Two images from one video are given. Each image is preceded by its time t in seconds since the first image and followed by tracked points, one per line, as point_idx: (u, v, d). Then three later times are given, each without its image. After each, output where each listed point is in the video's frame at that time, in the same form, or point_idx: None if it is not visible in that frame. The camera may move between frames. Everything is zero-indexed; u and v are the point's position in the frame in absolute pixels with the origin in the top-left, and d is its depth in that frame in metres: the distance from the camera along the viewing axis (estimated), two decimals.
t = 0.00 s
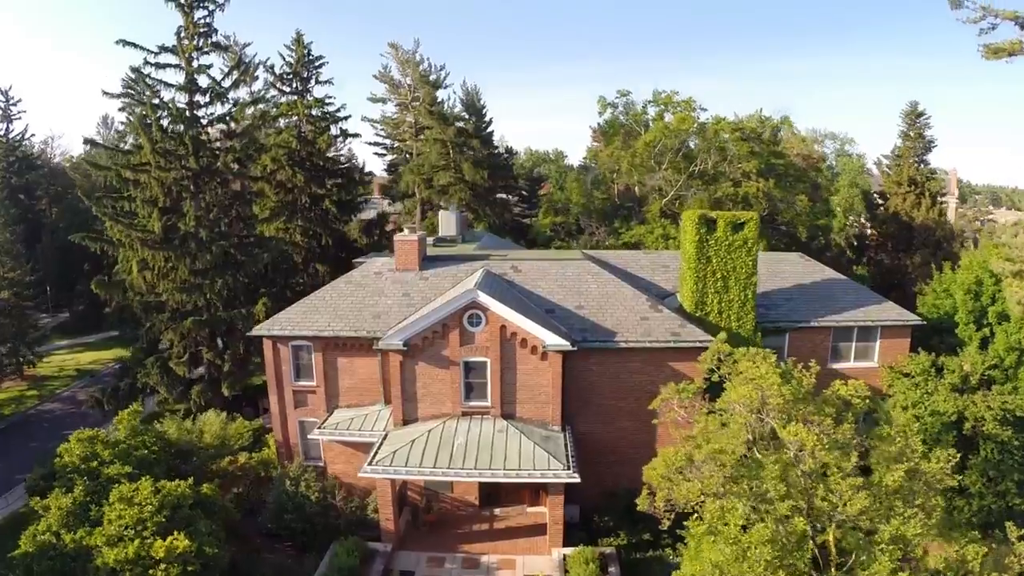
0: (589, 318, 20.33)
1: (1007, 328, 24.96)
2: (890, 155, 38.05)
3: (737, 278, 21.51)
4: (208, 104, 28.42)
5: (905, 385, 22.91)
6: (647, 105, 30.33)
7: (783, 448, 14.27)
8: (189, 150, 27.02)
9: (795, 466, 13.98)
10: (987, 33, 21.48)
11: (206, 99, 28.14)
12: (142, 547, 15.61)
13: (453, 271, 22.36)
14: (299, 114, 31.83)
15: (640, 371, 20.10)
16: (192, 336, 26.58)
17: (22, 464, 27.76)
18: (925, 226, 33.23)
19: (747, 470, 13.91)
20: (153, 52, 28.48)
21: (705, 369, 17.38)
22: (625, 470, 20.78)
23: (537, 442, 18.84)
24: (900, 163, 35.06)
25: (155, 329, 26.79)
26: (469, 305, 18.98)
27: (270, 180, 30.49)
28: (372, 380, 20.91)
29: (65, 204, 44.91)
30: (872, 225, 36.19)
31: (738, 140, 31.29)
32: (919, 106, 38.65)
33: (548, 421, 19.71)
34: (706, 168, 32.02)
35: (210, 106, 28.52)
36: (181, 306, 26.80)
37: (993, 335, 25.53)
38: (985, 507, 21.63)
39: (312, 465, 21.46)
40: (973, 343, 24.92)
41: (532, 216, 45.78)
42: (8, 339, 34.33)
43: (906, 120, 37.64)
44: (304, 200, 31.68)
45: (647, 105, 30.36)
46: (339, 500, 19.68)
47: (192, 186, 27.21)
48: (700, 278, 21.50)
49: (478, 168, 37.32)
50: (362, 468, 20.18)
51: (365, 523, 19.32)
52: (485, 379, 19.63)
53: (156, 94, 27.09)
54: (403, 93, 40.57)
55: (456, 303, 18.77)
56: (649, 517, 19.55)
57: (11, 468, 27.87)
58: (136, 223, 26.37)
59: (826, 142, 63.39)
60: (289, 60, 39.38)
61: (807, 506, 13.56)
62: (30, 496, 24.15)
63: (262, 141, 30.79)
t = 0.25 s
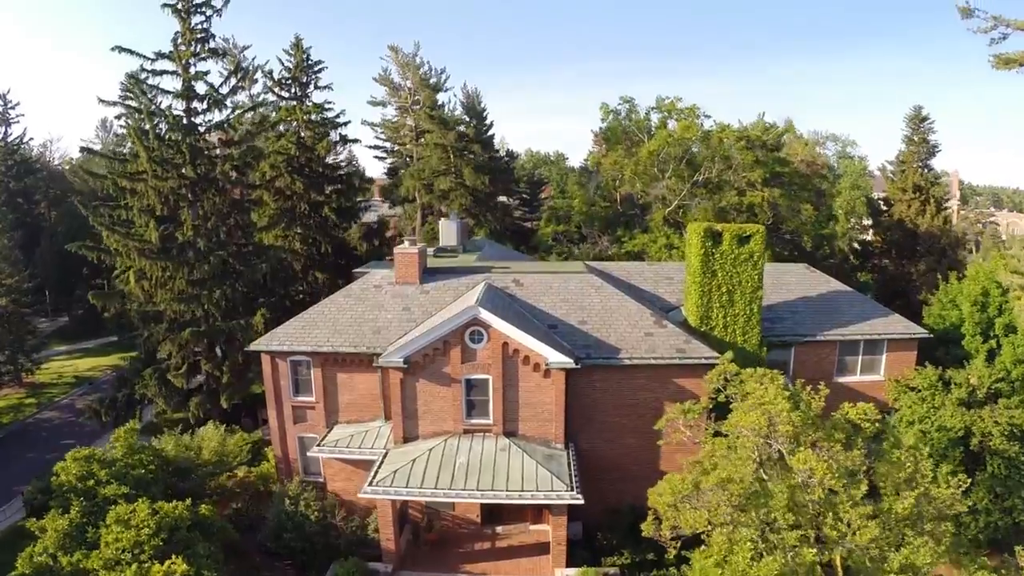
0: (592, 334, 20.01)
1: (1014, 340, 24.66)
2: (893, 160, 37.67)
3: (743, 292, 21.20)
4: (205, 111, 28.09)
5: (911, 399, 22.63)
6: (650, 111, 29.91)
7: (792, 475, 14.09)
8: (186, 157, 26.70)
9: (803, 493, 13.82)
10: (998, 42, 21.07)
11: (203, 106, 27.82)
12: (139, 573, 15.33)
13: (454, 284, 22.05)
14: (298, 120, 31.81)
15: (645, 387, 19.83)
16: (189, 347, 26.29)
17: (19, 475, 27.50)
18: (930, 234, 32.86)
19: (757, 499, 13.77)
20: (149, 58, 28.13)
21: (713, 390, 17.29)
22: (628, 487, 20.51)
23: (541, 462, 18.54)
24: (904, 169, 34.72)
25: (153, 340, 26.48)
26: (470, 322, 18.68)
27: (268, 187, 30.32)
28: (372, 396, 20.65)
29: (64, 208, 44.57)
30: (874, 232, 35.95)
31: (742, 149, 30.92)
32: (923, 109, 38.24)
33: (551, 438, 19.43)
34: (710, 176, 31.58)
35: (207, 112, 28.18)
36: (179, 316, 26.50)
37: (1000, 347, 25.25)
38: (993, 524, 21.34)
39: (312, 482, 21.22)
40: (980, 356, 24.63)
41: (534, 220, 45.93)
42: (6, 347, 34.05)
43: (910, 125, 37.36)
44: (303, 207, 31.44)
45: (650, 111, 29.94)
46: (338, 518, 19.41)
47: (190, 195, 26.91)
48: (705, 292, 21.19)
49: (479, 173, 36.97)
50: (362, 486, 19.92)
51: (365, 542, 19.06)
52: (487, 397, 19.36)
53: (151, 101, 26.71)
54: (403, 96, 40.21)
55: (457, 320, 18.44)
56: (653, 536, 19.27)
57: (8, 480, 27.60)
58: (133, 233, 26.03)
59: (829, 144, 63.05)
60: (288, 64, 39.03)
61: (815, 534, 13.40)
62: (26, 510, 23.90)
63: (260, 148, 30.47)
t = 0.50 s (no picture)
0: (595, 351, 19.76)
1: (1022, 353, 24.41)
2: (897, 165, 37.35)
3: (748, 308, 20.94)
4: (202, 119, 27.78)
5: (917, 413, 22.35)
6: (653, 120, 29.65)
7: (801, 505, 14.06)
8: (184, 166, 26.41)
9: (811, 524, 13.81)
10: (1009, 54, 20.75)
11: (200, 113, 27.50)
12: None
13: (455, 298, 21.77)
14: (297, 126, 31.48)
15: (649, 405, 19.61)
16: (187, 358, 26.03)
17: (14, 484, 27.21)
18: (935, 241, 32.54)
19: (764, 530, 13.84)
20: (146, 65, 27.83)
21: (721, 415, 17.32)
22: (632, 505, 20.29)
23: (544, 482, 18.32)
24: (908, 176, 34.42)
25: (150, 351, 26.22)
26: (472, 340, 18.44)
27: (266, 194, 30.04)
28: (373, 412, 20.41)
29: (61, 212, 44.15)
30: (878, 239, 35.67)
31: (748, 159, 31.15)
32: (926, 113, 37.90)
33: (554, 457, 19.21)
34: (714, 186, 31.54)
35: (204, 120, 27.88)
36: (177, 327, 26.23)
37: (1007, 360, 24.99)
38: (1001, 541, 21.10)
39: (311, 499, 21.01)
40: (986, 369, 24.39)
41: (533, 224, 46.29)
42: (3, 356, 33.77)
43: (914, 129, 37.02)
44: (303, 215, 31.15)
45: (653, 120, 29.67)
46: (338, 538, 19.18)
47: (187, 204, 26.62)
48: (711, 308, 20.92)
49: (480, 179, 36.66)
50: (362, 505, 19.70)
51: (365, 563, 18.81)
52: (490, 415, 19.13)
53: (148, 109, 26.39)
54: (403, 100, 39.87)
55: (458, 339, 18.19)
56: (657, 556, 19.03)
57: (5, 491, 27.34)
58: (130, 243, 25.73)
59: (829, 145, 62.80)
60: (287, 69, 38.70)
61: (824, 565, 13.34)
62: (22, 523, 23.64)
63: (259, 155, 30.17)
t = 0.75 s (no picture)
0: (598, 369, 19.48)
1: None
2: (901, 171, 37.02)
3: (754, 324, 20.64)
4: (200, 127, 27.43)
5: (924, 429, 22.06)
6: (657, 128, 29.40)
7: (811, 535, 13.77)
8: (181, 175, 26.08)
9: (821, 553, 13.50)
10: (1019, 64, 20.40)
11: (198, 121, 27.15)
12: None
13: (456, 313, 21.47)
14: (296, 132, 31.13)
15: (653, 424, 19.35)
16: (185, 370, 25.76)
17: (11, 496, 26.97)
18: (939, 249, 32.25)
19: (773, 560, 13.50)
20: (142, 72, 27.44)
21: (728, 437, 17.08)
22: (636, 524, 20.03)
23: (546, 503, 18.06)
24: (913, 182, 33.97)
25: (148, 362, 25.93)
26: (474, 360, 18.15)
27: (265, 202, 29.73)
28: (373, 430, 20.15)
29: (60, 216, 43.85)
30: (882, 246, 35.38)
31: (754, 169, 31.28)
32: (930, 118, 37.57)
33: (557, 477, 18.96)
34: (718, 196, 31.53)
35: (202, 128, 27.53)
36: (174, 339, 25.94)
37: (1014, 372, 24.69)
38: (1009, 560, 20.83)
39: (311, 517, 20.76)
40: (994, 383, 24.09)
41: (534, 228, 46.33)
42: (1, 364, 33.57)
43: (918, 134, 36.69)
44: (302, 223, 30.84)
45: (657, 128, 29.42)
46: (338, 559, 18.93)
47: (185, 213, 26.29)
48: (716, 324, 20.63)
49: (481, 184, 36.34)
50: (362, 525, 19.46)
51: None
52: (491, 435, 18.87)
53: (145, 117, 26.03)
54: (403, 105, 39.53)
55: (460, 358, 17.89)
56: None
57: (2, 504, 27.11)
58: (127, 253, 25.42)
59: (830, 147, 62.47)
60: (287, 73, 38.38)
61: None
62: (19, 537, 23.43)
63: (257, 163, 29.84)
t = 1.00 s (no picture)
0: (602, 388, 19.21)
1: None
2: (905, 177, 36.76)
3: (759, 341, 20.35)
4: (197, 135, 27.08)
5: (930, 444, 21.93)
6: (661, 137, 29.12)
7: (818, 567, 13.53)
8: (178, 185, 25.74)
9: None
10: None
11: (195, 130, 26.80)
12: None
13: (457, 329, 21.19)
14: (295, 139, 30.77)
15: (657, 443, 19.10)
16: (183, 382, 25.51)
17: (9, 507, 26.69)
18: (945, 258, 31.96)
19: None
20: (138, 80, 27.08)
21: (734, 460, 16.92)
22: (639, 544, 19.80)
23: (549, 525, 17.83)
24: (917, 189, 33.86)
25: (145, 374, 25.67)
26: (475, 380, 17.87)
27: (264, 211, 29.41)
28: (373, 449, 19.91)
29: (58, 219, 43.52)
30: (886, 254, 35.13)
31: (759, 182, 31.18)
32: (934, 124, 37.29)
33: (560, 498, 18.72)
34: (723, 206, 31.32)
35: (199, 136, 27.17)
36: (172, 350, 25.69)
37: (1020, 386, 24.43)
38: None
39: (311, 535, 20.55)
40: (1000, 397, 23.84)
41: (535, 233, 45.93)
42: None
43: (922, 140, 36.39)
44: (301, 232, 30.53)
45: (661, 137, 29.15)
46: None
47: (182, 223, 25.97)
48: (722, 341, 20.35)
49: (482, 190, 36.02)
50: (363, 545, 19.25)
51: None
52: (493, 455, 18.63)
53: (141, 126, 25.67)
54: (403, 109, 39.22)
55: (461, 379, 17.61)
56: None
57: None
58: (123, 264, 25.11)
59: (832, 149, 62.16)
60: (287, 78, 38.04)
61: None
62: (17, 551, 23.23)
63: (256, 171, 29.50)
